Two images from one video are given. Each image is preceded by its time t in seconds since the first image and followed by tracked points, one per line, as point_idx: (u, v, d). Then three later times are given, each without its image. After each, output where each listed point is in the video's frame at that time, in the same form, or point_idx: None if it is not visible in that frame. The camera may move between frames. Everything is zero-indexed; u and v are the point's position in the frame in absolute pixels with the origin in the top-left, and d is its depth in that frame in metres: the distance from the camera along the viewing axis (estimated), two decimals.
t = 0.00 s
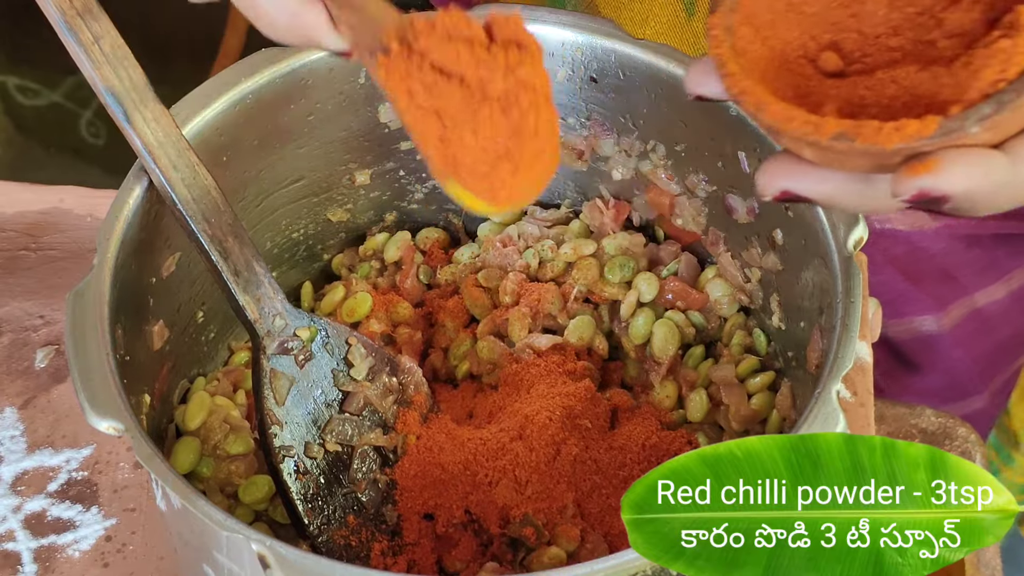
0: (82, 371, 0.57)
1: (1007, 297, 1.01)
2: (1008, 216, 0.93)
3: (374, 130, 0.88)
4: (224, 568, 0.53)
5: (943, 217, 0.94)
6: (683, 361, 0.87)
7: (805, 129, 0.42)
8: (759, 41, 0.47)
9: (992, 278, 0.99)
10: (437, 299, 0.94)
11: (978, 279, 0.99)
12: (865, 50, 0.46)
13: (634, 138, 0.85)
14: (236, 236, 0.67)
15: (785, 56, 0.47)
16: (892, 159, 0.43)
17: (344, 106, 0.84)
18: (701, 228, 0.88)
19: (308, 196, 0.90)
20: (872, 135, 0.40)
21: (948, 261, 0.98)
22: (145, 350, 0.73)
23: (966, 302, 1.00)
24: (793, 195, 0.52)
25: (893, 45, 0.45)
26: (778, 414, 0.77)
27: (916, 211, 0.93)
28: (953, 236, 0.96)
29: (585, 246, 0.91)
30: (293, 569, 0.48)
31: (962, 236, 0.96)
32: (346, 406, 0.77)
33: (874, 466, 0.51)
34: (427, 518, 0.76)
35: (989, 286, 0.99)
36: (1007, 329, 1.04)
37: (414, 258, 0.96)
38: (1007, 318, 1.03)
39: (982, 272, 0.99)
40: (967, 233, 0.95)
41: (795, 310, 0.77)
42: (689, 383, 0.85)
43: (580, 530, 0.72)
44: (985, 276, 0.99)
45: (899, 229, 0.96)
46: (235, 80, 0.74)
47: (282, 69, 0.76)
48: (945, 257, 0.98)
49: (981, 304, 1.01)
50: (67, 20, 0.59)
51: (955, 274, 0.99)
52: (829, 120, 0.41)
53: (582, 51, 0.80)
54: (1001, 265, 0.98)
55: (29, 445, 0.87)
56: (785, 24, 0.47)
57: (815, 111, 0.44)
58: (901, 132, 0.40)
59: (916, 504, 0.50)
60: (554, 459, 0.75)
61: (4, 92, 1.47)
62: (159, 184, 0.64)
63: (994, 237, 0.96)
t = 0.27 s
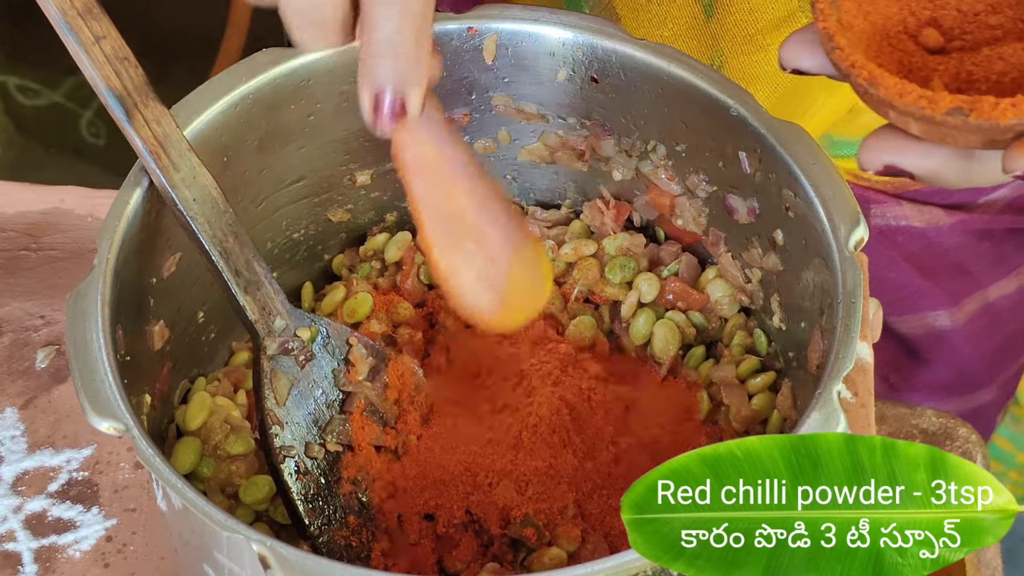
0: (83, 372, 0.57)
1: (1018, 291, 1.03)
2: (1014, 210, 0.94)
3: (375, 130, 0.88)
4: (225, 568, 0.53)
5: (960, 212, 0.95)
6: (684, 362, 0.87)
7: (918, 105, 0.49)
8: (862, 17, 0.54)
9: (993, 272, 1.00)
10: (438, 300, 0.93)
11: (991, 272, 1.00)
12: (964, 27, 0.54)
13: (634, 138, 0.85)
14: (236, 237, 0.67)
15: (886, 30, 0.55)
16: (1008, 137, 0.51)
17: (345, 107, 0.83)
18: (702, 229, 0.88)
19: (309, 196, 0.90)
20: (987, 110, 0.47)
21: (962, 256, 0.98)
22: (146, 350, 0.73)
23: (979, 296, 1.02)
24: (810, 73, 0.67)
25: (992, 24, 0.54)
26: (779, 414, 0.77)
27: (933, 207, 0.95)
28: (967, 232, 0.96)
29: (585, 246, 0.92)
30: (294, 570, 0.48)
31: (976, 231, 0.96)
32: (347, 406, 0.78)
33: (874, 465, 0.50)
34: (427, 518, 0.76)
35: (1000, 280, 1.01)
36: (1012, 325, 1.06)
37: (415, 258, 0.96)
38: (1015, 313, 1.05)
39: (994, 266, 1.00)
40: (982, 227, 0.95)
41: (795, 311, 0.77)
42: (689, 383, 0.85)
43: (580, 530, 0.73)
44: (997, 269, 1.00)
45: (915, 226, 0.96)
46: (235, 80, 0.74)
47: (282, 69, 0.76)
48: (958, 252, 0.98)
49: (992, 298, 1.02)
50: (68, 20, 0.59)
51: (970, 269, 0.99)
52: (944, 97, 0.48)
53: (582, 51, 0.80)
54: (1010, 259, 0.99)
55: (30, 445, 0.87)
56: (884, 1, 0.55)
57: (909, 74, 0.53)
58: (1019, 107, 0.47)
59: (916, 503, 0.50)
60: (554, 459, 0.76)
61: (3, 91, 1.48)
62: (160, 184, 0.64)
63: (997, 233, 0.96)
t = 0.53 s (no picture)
0: (82, 372, 0.57)
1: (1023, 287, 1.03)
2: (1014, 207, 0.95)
3: (374, 130, 0.88)
4: (224, 568, 0.53)
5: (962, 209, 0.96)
6: (683, 362, 0.87)
7: (894, 62, 0.55)
8: None
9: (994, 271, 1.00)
10: (437, 300, 0.94)
11: (995, 268, 1.00)
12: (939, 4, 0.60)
13: (633, 137, 0.85)
14: (235, 236, 0.67)
15: None
16: (975, 99, 0.56)
17: (344, 107, 0.84)
18: (702, 229, 0.88)
19: (309, 196, 0.90)
20: (957, 70, 0.53)
21: (967, 253, 0.99)
22: (145, 350, 0.73)
23: (983, 293, 1.02)
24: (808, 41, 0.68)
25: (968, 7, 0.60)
26: (779, 414, 0.78)
27: (937, 203, 0.96)
28: (972, 228, 0.97)
29: (585, 246, 0.91)
30: (293, 570, 0.48)
31: (982, 228, 0.97)
32: (346, 407, 0.78)
33: (874, 466, 0.50)
34: (427, 518, 0.76)
35: (1005, 276, 1.01)
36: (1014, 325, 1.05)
37: (414, 259, 0.96)
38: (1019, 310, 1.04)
39: (999, 262, 1.00)
40: (985, 223, 0.96)
41: (795, 311, 0.77)
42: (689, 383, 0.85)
43: (580, 531, 0.73)
44: (1002, 266, 1.00)
45: (919, 223, 0.97)
46: (235, 80, 0.74)
47: (281, 69, 0.76)
48: (962, 248, 0.99)
49: (996, 295, 1.02)
50: (68, 20, 0.59)
51: (975, 266, 1.00)
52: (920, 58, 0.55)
53: (582, 51, 0.80)
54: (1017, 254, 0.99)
55: (30, 446, 0.87)
56: None
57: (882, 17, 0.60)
58: (986, 69, 0.53)
59: (916, 503, 0.50)
60: (554, 460, 0.75)
61: (4, 91, 1.47)
62: (159, 185, 0.64)
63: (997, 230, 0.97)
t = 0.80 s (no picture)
0: (82, 372, 0.57)
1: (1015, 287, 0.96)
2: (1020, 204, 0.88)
3: (374, 130, 0.88)
4: (223, 568, 0.53)
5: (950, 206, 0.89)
6: (682, 362, 0.87)
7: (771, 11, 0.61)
8: None
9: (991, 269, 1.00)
10: (436, 299, 0.94)
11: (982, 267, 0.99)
12: None
13: (632, 138, 0.85)
14: (235, 237, 0.67)
15: None
16: (851, 53, 0.58)
17: (343, 107, 0.84)
18: (701, 228, 0.88)
19: (308, 196, 0.90)
20: (830, 22, 0.57)
21: (959, 251, 0.94)
22: (145, 349, 0.73)
23: (972, 291, 0.97)
24: None
25: None
26: (778, 414, 0.78)
27: (925, 200, 0.89)
28: (961, 227, 0.91)
29: (584, 246, 0.91)
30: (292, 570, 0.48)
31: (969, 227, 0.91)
32: (345, 407, 0.77)
33: (874, 465, 0.50)
34: (426, 518, 0.76)
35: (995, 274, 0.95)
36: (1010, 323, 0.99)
37: (413, 258, 0.96)
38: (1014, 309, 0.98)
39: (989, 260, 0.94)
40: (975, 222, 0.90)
41: (794, 311, 0.77)
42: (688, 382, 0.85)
43: (579, 531, 0.73)
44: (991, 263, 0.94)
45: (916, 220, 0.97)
46: (234, 80, 0.74)
47: (281, 69, 0.76)
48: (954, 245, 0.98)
49: (987, 293, 0.97)
50: (67, 19, 0.59)
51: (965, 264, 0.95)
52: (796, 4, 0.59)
53: (581, 52, 0.80)
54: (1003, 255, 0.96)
55: (29, 446, 0.87)
56: None
57: None
58: (859, 23, 0.56)
59: (916, 503, 0.49)
60: (553, 460, 0.75)
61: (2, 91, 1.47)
62: (158, 185, 0.64)
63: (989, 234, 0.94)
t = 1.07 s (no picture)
0: (81, 373, 0.57)
1: (987, 287, 1.02)
2: (985, 205, 0.94)
3: (373, 130, 0.88)
4: (222, 568, 0.53)
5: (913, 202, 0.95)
6: (681, 362, 0.87)
7: None
8: None
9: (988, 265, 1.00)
10: (435, 300, 0.94)
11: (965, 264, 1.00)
12: None
13: (632, 138, 0.85)
14: (234, 237, 0.67)
15: None
16: None
17: (342, 106, 0.83)
18: (701, 228, 0.88)
19: (307, 196, 0.90)
20: None
21: (924, 248, 0.99)
22: (144, 350, 0.73)
23: (939, 288, 1.02)
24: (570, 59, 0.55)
25: None
26: (777, 414, 0.78)
27: (885, 195, 0.95)
28: (924, 223, 0.96)
29: (583, 247, 0.91)
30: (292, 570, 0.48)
31: (935, 224, 0.96)
32: (344, 407, 0.77)
33: (874, 465, 0.50)
34: (425, 518, 0.76)
35: (963, 273, 1.00)
36: (988, 322, 1.05)
37: (412, 259, 0.96)
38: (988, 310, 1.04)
39: (956, 259, 0.99)
40: (938, 219, 0.95)
41: (793, 311, 0.77)
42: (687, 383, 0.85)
43: (579, 531, 0.73)
44: (960, 263, 0.99)
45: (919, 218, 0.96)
46: (233, 81, 0.74)
47: (279, 69, 0.76)
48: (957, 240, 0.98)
49: (956, 293, 1.02)
50: (66, 19, 0.58)
51: (930, 261, 1.00)
52: None
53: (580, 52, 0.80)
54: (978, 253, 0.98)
55: (28, 446, 0.87)
56: None
57: None
58: None
59: (916, 503, 0.49)
60: (552, 460, 0.75)
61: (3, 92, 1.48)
62: (157, 185, 0.64)
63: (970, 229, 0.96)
